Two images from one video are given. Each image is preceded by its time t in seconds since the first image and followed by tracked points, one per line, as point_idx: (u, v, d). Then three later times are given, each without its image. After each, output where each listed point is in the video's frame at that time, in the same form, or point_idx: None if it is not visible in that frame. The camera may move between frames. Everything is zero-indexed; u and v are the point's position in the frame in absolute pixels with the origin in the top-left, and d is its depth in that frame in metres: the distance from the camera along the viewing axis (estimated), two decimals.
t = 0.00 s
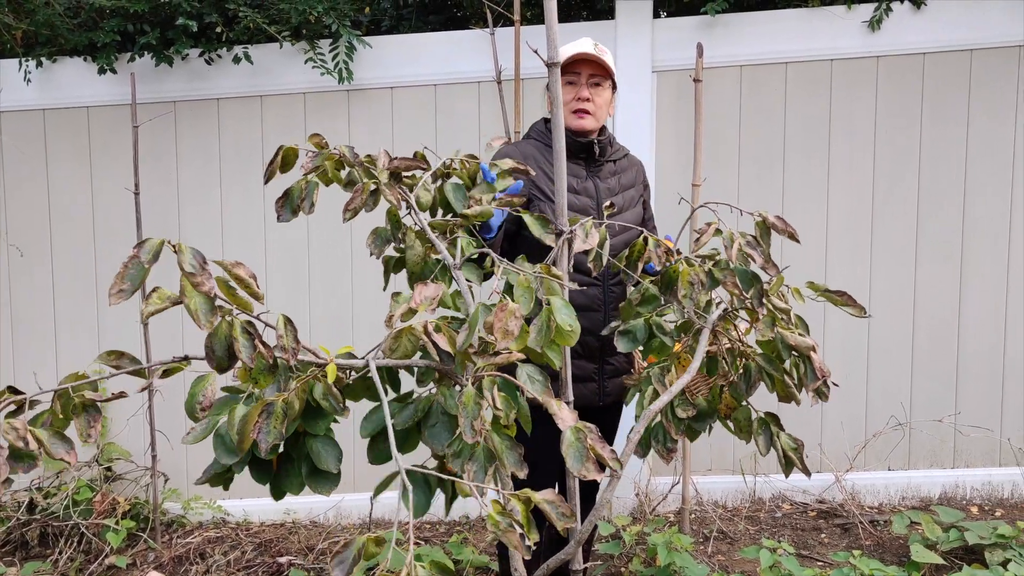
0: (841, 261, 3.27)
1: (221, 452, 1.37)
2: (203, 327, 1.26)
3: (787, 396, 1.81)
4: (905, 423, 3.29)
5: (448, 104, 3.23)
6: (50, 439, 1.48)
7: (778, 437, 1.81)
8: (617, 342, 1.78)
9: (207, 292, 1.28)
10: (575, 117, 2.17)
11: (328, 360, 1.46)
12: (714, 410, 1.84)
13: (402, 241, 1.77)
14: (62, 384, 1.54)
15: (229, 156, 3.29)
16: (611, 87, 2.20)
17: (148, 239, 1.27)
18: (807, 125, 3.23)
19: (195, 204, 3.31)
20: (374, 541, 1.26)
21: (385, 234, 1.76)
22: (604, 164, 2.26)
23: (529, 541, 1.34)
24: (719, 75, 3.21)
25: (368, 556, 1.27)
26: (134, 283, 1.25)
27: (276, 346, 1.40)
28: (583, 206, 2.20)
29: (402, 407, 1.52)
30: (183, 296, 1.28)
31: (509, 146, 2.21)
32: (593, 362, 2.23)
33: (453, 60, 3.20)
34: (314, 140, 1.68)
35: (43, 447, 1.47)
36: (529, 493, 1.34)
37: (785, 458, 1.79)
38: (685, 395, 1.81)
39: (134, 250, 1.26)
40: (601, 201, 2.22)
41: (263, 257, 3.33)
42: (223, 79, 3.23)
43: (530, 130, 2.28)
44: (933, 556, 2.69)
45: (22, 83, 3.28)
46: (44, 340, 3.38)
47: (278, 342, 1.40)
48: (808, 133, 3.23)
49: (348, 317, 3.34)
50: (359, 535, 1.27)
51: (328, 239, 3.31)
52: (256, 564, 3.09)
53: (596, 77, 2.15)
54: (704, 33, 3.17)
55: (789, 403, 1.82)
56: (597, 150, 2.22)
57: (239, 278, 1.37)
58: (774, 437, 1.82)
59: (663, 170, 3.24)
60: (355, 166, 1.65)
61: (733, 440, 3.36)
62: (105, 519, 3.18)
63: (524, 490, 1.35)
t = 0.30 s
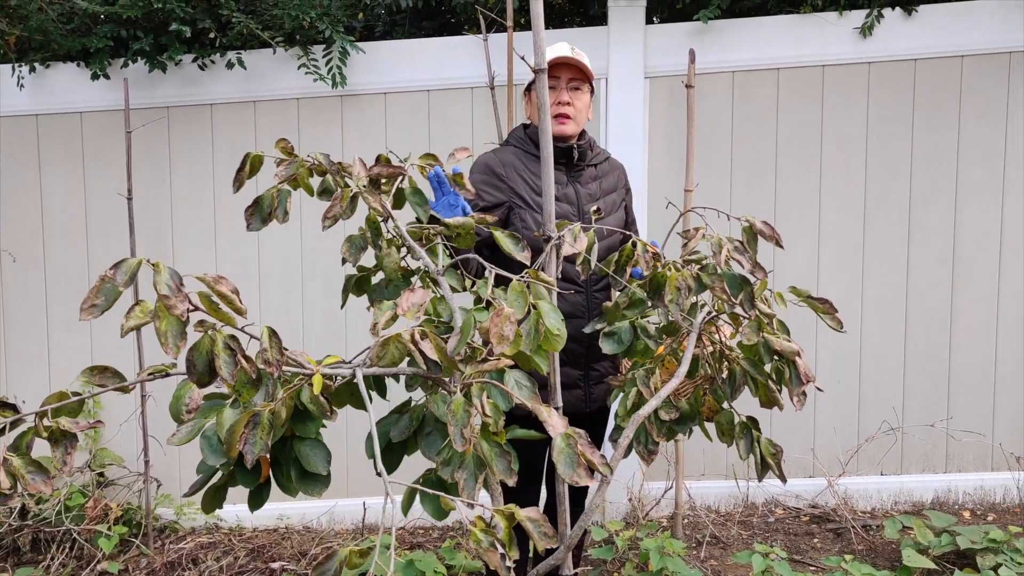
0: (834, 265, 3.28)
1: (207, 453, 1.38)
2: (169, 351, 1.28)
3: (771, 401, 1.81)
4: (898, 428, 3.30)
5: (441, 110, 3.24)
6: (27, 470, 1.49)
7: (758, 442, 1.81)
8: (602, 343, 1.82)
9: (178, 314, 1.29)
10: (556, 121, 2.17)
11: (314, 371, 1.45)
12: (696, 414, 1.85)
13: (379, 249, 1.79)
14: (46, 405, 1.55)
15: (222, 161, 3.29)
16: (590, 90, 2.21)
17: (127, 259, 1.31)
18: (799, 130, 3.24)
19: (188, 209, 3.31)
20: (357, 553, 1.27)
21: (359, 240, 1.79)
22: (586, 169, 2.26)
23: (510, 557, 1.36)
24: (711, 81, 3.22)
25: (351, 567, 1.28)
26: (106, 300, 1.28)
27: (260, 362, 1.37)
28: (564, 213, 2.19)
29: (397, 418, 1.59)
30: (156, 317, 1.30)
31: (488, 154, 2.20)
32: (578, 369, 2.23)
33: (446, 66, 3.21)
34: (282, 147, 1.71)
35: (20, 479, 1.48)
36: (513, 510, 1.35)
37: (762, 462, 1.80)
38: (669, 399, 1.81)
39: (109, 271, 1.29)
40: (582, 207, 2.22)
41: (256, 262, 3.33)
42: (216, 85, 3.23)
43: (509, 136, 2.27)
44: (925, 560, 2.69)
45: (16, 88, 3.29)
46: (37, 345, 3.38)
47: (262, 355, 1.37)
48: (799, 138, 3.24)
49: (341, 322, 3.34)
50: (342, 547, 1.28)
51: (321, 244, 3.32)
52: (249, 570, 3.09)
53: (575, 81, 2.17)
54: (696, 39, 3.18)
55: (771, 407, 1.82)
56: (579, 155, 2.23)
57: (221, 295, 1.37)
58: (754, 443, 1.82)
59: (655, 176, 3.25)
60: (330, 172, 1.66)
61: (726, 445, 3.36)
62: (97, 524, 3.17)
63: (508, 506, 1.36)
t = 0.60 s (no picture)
0: (822, 267, 3.29)
1: (188, 462, 1.36)
2: (181, 334, 1.23)
3: (752, 398, 1.81)
4: (886, 429, 3.31)
5: (430, 111, 3.24)
6: (37, 460, 1.31)
7: (739, 440, 1.80)
8: (583, 342, 1.81)
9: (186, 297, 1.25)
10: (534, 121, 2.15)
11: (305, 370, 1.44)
12: (676, 413, 1.84)
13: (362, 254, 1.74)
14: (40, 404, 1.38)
15: (211, 162, 3.29)
16: (563, 88, 2.21)
17: (125, 240, 1.21)
18: (788, 131, 3.25)
19: (177, 210, 3.31)
20: (361, 544, 1.25)
21: (342, 246, 1.73)
22: (565, 169, 2.28)
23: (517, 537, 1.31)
24: (700, 82, 3.22)
25: (354, 561, 1.25)
26: (113, 291, 1.16)
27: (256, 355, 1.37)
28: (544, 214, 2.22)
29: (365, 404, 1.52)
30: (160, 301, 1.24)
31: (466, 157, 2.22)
32: (562, 370, 2.24)
33: (435, 67, 3.21)
34: (281, 158, 1.61)
35: (33, 470, 1.29)
36: (515, 490, 1.32)
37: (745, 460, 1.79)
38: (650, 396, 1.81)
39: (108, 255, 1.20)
40: (564, 208, 2.23)
41: (245, 262, 3.33)
42: (205, 85, 3.23)
43: (487, 139, 2.29)
44: (912, 560, 2.70)
45: (3, 88, 3.28)
46: (25, 346, 3.36)
47: (258, 348, 1.37)
48: (788, 140, 3.25)
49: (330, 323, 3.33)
50: (346, 539, 1.26)
51: (312, 245, 3.32)
52: (237, 571, 3.08)
53: (548, 80, 2.18)
54: (685, 40, 3.19)
55: (752, 404, 1.82)
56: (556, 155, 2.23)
57: (217, 284, 1.34)
58: (736, 441, 1.81)
59: (644, 177, 3.25)
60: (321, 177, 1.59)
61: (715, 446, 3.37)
62: (85, 526, 3.16)
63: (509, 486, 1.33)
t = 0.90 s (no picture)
0: (807, 266, 3.30)
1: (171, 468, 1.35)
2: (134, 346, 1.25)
3: (744, 397, 1.81)
4: (870, 428, 3.33)
5: (415, 111, 3.23)
6: None
7: (736, 439, 1.83)
8: (575, 342, 1.78)
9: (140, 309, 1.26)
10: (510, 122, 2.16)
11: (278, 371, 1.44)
12: (671, 412, 1.86)
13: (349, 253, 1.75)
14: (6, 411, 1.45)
15: (195, 161, 3.27)
16: (537, 88, 2.21)
17: (86, 254, 1.25)
18: (773, 132, 3.25)
19: (160, 209, 3.29)
20: (326, 549, 1.25)
21: (330, 246, 1.71)
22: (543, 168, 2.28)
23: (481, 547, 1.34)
24: (685, 82, 3.23)
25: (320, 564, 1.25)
26: (70, 299, 1.22)
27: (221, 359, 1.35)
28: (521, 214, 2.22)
29: (366, 423, 1.53)
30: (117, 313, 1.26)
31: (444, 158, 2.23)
32: (543, 370, 2.24)
33: (420, 66, 3.20)
34: (262, 158, 1.67)
35: None
36: (483, 501, 1.32)
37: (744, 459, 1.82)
38: (640, 397, 1.81)
39: (66, 267, 1.24)
40: (541, 207, 2.24)
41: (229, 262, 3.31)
42: (189, 84, 3.21)
43: (466, 140, 2.29)
44: (894, 559, 2.71)
45: None
46: (7, 346, 3.34)
47: (225, 354, 1.35)
48: (773, 139, 3.26)
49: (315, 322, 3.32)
50: (312, 543, 1.26)
51: (297, 245, 3.30)
52: (221, 572, 3.07)
53: (520, 80, 2.17)
54: (671, 40, 3.19)
55: (745, 403, 1.82)
56: (533, 154, 2.23)
57: (180, 294, 1.31)
58: (732, 439, 1.84)
59: (630, 177, 3.25)
60: (306, 178, 1.62)
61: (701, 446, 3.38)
62: (68, 528, 3.14)
63: (478, 497, 1.33)
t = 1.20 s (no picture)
0: (802, 267, 3.30)
1: (173, 464, 1.36)
2: (116, 335, 1.25)
3: (740, 403, 1.80)
4: (865, 428, 3.33)
5: (410, 110, 3.23)
6: None
7: (729, 445, 1.81)
8: (572, 346, 1.77)
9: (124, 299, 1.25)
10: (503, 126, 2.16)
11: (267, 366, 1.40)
12: (666, 415, 1.87)
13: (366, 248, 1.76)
14: None
15: (190, 161, 3.27)
16: (533, 90, 2.19)
17: (72, 242, 1.25)
18: (768, 132, 3.26)
19: (156, 209, 3.28)
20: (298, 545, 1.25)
21: (347, 242, 1.76)
22: (537, 168, 2.28)
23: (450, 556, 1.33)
24: (681, 83, 3.23)
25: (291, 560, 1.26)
26: (55, 287, 1.22)
27: (210, 351, 1.36)
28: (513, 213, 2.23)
29: (360, 412, 1.51)
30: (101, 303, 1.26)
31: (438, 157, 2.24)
32: (533, 368, 2.24)
33: (416, 66, 3.20)
34: (292, 150, 1.62)
35: None
36: (455, 508, 1.32)
37: (735, 465, 1.80)
38: (637, 399, 1.81)
39: (52, 256, 1.24)
40: (533, 206, 2.24)
41: (224, 262, 3.31)
42: (184, 84, 3.21)
43: (461, 139, 2.29)
44: (891, 559, 2.71)
45: None
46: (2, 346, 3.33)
47: (213, 346, 1.35)
48: (768, 140, 3.26)
49: (310, 322, 3.32)
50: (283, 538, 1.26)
51: (291, 245, 3.30)
52: (216, 573, 3.07)
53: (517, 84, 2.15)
54: (667, 41, 3.19)
55: (741, 409, 1.81)
56: (526, 154, 2.23)
57: (168, 284, 1.31)
58: (726, 445, 1.82)
59: (625, 177, 3.25)
60: (322, 172, 1.61)
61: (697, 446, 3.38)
62: (63, 529, 3.13)
63: (451, 505, 1.33)
